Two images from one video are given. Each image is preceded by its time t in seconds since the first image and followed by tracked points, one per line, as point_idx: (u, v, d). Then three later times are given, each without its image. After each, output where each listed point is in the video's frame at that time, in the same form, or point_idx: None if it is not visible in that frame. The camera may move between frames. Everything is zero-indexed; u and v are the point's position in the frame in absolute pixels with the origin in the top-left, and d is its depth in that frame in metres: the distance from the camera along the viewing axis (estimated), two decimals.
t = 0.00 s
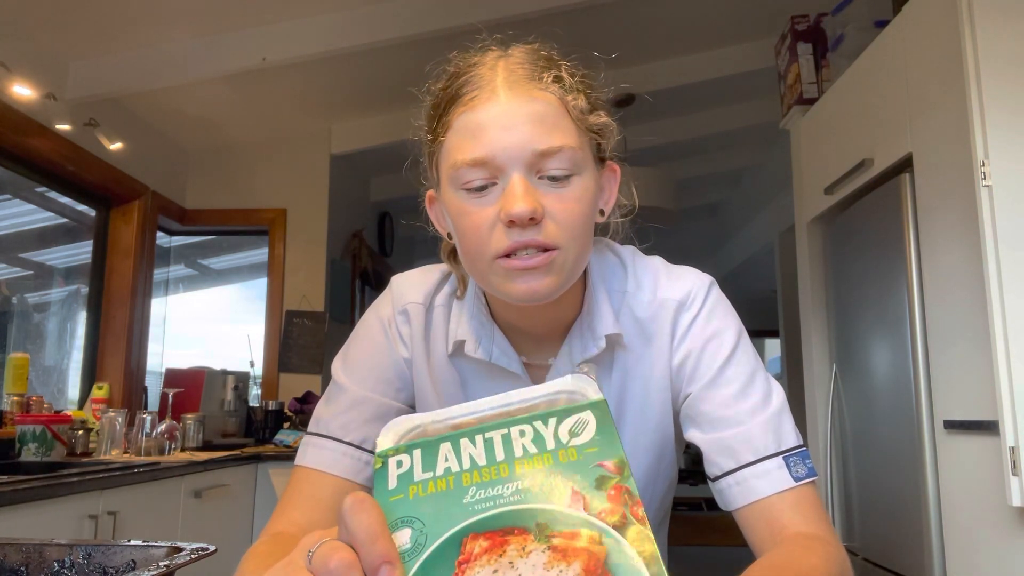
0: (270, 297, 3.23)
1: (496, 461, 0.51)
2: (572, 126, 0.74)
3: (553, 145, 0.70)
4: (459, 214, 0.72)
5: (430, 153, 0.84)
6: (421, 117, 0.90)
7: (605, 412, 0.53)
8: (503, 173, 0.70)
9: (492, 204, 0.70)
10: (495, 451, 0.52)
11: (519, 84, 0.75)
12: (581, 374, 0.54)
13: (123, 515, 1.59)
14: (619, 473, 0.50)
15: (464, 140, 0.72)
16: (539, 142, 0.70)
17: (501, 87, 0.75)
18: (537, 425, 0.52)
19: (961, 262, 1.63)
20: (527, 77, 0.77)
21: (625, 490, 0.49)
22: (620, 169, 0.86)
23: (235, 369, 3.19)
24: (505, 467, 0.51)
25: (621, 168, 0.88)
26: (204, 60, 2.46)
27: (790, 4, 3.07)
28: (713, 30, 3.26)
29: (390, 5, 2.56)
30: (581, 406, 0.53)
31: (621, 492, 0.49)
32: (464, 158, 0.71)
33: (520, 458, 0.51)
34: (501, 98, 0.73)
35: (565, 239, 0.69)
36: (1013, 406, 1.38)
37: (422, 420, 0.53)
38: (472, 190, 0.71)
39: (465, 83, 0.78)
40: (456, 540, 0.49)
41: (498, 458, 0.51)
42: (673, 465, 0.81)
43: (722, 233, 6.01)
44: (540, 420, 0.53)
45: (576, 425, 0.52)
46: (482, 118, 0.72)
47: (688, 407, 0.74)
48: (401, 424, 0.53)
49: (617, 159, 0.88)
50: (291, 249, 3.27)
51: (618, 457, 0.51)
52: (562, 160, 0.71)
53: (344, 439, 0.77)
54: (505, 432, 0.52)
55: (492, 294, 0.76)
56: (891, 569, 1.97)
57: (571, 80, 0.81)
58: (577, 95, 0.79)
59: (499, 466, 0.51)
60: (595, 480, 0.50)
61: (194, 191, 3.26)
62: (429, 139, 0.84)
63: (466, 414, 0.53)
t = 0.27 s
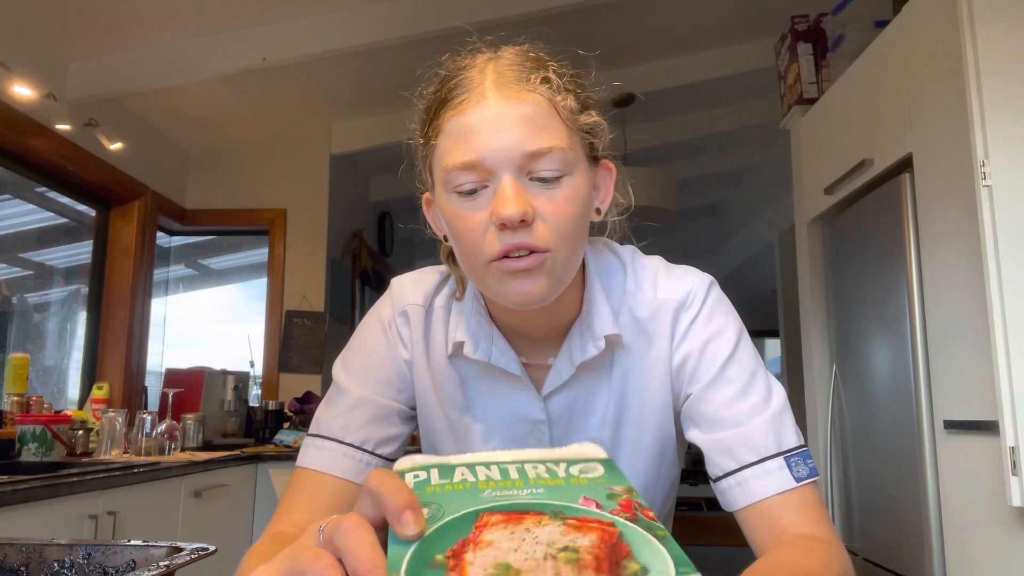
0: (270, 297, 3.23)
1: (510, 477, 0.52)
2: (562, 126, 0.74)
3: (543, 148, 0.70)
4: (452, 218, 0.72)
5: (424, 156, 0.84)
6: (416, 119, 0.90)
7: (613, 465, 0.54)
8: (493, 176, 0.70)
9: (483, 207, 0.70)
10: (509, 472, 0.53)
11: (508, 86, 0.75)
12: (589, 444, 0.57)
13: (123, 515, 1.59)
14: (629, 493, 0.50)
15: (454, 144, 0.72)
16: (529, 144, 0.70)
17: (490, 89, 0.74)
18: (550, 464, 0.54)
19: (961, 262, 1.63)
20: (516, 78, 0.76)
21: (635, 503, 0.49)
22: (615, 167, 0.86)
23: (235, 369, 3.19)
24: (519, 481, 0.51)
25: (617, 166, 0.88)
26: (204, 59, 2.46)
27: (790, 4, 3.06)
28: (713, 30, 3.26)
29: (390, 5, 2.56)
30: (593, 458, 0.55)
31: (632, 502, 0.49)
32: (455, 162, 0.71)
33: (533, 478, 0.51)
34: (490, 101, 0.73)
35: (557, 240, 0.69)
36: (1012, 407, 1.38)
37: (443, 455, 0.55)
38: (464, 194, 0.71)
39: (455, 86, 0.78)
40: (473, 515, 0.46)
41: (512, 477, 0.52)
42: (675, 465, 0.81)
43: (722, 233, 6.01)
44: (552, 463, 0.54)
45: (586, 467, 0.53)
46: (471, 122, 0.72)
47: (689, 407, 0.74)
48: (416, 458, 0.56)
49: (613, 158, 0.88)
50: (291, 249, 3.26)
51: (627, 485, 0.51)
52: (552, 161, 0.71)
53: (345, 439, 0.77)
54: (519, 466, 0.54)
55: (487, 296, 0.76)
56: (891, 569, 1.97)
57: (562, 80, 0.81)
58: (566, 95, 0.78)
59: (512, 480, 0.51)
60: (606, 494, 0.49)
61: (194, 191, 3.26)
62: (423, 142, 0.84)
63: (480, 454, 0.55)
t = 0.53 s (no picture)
0: (270, 297, 3.23)
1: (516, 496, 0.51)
2: (561, 128, 0.73)
3: (541, 149, 0.70)
4: (451, 218, 0.72)
5: (424, 156, 0.84)
6: (415, 119, 0.90)
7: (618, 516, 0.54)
8: (492, 177, 0.70)
9: (482, 208, 0.70)
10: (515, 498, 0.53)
11: (507, 87, 0.75)
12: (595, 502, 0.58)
13: (123, 515, 1.59)
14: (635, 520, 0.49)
15: (453, 145, 0.72)
16: (527, 145, 0.70)
17: (488, 90, 0.74)
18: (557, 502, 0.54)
19: (961, 263, 1.63)
20: (515, 79, 0.76)
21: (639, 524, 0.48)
22: (614, 168, 0.86)
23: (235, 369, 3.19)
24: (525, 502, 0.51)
25: (615, 167, 0.88)
26: (204, 59, 2.46)
27: (791, 4, 3.06)
28: (713, 30, 3.26)
29: (390, 5, 2.56)
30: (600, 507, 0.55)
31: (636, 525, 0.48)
32: (453, 163, 0.71)
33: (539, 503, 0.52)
34: (489, 102, 0.73)
35: (555, 242, 0.69)
36: (1012, 407, 1.38)
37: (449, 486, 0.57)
38: (462, 194, 0.71)
39: (454, 87, 0.77)
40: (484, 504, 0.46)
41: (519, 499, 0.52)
42: (674, 466, 0.81)
43: (722, 233, 6.01)
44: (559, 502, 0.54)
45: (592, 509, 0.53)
46: (470, 123, 0.72)
47: (689, 407, 0.74)
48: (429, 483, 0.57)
49: (612, 158, 0.88)
50: (291, 249, 3.26)
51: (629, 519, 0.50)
52: (551, 162, 0.71)
53: (345, 440, 0.77)
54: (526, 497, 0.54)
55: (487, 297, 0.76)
56: (891, 569, 1.97)
57: (561, 81, 0.80)
58: (565, 96, 0.78)
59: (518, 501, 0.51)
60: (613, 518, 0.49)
61: (194, 191, 3.26)
62: (422, 142, 0.84)
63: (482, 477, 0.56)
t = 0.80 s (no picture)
0: (270, 297, 3.23)
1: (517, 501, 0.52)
2: (560, 128, 0.73)
3: (541, 148, 0.70)
4: (450, 217, 0.72)
5: (423, 156, 0.84)
6: (415, 119, 0.90)
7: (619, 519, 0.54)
8: (491, 177, 0.70)
9: (482, 207, 0.70)
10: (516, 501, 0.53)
11: (507, 87, 0.75)
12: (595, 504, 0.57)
13: (123, 515, 1.59)
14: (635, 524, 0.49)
15: (453, 144, 0.72)
16: (527, 145, 0.70)
17: (488, 90, 0.74)
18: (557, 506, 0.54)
19: (962, 263, 1.63)
20: (515, 79, 0.76)
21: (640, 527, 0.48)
22: (614, 168, 0.86)
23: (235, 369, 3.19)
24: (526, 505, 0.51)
25: (615, 167, 0.88)
26: (204, 59, 2.46)
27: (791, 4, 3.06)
28: (713, 30, 3.26)
29: (390, 5, 2.56)
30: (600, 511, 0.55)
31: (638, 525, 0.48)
32: (453, 162, 0.71)
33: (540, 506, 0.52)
34: (488, 102, 0.73)
35: (554, 242, 0.69)
36: (1012, 407, 1.38)
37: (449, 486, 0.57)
38: (462, 194, 0.71)
39: (454, 87, 0.77)
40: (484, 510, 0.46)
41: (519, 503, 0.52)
42: (674, 466, 0.81)
43: (722, 233, 6.01)
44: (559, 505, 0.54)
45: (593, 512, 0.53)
46: (470, 122, 0.72)
47: (689, 407, 0.74)
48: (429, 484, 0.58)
49: (612, 159, 0.88)
50: (291, 249, 3.26)
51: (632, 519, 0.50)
52: (550, 161, 0.70)
53: (345, 440, 0.77)
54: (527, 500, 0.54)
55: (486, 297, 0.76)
56: (891, 569, 1.97)
57: (560, 81, 0.80)
58: (565, 96, 0.78)
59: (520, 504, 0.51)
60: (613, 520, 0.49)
61: (194, 191, 3.26)
62: (422, 142, 0.84)
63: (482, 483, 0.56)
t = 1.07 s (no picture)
0: (270, 297, 3.23)
1: (515, 503, 0.52)
2: (561, 127, 0.73)
3: (542, 147, 0.70)
4: (451, 216, 0.72)
5: (424, 155, 0.84)
6: (416, 119, 0.90)
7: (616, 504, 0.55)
8: (493, 175, 0.70)
9: (483, 206, 0.70)
10: (514, 498, 0.53)
11: (509, 86, 0.75)
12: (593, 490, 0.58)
13: (123, 515, 1.59)
14: (632, 519, 0.50)
15: (454, 143, 0.72)
16: (528, 144, 0.70)
17: (490, 89, 0.74)
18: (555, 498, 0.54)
19: (962, 263, 1.63)
20: (517, 78, 0.76)
21: (638, 524, 0.49)
22: (614, 168, 0.86)
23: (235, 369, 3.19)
24: (524, 505, 0.52)
25: (616, 167, 0.88)
26: (204, 59, 2.46)
27: (791, 4, 3.06)
28: (713, 30, 3.26)
29: (391, 5, 2.56)
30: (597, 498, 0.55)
31: (636, 525, 0.48)
32: (455, 161, 0.71)
33: (538, 504, 0.52)
34: (490, 101, 0.73)
35: (555, 241, 0.69)
36: (1012, 406, 1.38)
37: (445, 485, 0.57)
38: (463, 193, 0.71)
39: (455, 86, 0.78)
40: (481, 525, 0.47)
41: (518, 502, 0.52)
42: (674, 466, 0.81)
43: (722, 233, 6.01)
44: (557, 497, 0.55)
45: (590, 502, 0.54)
46: (471, 121, 0.72)
47: (689, 408, 0.74)
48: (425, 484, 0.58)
49: (613, 159, 0.88)
50: (291, 249, 3.26)
51: (631, 515, 0.51)
52: (551, 160, 0.70)
53: (346, 441, 0.77)
54: (524, 496, 0.54)
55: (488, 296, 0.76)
56: (891, 568, 1.97)
57: (561, 81, 0.80)
58: (566, 95, 0.78)
59: (518, 504, 0.52)
60: (612, 520, 0.49)
61: (194, 191, 3.26)
62: (423, 141, 0.84)
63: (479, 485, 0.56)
